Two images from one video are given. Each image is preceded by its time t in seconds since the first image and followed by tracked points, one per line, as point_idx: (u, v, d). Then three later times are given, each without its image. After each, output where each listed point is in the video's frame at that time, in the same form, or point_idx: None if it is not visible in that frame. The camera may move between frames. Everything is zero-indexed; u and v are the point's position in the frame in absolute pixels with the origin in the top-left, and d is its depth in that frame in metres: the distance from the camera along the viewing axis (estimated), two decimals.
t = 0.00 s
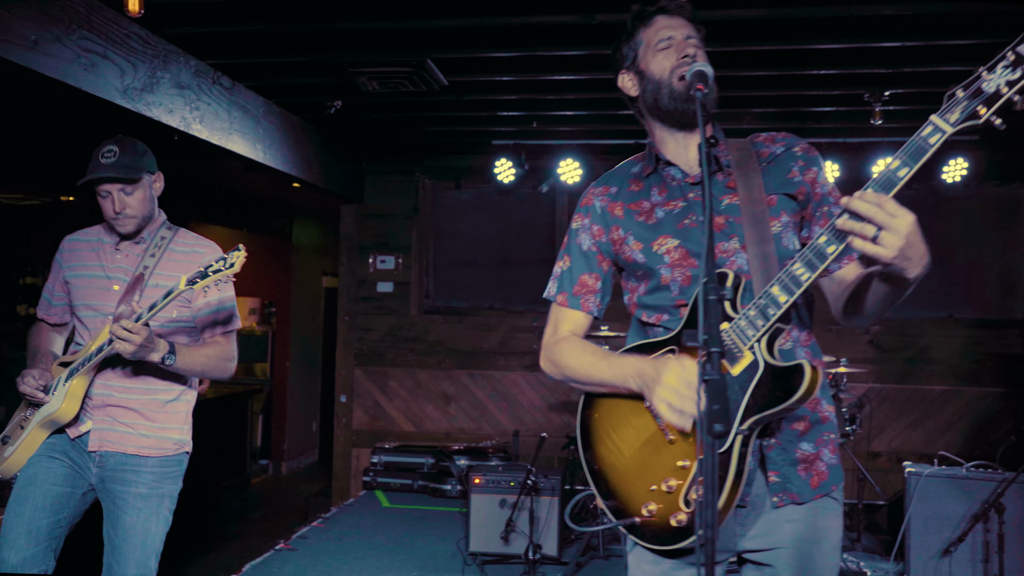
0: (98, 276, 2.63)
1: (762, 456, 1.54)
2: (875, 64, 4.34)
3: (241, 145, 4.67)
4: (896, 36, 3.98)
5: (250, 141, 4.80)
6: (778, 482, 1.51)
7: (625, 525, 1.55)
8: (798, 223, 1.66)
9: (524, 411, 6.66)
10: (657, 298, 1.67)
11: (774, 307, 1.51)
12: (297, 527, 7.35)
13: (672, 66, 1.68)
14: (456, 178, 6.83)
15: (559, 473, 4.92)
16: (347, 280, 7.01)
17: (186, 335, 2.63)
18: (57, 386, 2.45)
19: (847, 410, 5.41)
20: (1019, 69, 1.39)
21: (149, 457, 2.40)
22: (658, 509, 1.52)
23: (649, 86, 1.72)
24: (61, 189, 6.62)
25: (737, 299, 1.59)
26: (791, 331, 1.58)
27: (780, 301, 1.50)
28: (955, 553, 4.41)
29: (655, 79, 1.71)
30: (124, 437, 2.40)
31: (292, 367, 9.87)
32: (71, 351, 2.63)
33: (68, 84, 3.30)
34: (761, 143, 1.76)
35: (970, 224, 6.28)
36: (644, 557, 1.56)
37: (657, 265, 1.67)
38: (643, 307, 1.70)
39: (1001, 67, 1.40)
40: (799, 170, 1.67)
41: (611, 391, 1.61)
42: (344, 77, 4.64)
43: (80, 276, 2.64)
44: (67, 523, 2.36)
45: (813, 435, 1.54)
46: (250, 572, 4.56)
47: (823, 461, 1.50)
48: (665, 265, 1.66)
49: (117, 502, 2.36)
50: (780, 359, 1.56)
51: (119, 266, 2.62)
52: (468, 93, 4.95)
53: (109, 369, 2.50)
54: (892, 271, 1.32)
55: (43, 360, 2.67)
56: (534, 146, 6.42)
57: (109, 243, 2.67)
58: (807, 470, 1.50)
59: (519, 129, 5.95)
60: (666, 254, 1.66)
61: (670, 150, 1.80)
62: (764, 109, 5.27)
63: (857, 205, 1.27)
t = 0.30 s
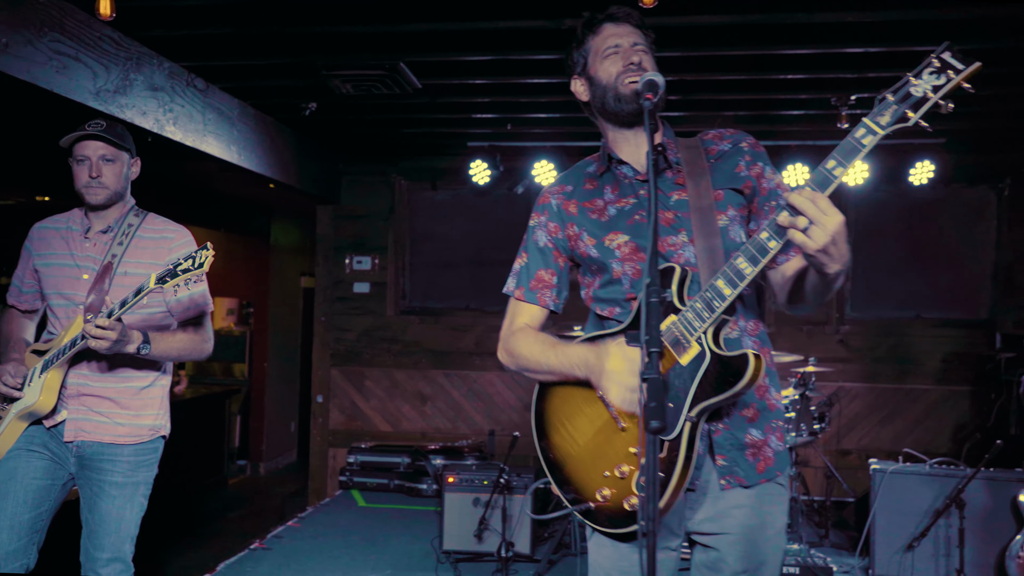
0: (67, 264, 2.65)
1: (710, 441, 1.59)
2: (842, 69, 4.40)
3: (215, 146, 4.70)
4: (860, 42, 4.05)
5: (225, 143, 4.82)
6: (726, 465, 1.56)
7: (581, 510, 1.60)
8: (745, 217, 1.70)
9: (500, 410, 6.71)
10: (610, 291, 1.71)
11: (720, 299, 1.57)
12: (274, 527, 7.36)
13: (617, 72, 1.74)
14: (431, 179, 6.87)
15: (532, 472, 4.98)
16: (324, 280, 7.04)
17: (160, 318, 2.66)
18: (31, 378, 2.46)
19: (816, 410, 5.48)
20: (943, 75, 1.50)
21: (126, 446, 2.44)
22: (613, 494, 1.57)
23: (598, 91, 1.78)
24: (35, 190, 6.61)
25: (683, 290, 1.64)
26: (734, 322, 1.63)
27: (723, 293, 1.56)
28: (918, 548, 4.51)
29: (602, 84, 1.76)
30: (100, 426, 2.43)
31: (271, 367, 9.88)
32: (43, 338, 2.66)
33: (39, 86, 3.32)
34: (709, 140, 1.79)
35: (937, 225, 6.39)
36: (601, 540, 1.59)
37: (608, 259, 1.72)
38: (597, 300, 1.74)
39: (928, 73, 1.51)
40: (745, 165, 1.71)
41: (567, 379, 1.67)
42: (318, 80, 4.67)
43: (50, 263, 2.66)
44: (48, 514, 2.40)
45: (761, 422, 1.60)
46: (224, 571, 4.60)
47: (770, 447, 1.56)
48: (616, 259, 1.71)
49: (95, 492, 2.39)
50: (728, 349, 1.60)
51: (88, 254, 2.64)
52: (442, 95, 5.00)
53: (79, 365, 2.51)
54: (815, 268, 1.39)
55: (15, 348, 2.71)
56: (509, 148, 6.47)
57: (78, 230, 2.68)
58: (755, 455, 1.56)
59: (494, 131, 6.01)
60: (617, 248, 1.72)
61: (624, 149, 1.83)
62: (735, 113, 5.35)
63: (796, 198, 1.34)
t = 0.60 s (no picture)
0: (49, 271, 2.67)
1: (666, 455, 1.64)
2: (811, 75, 4.47)
3: (192, 149, 4.73)
4: (828, 49, 4.12)
5: (202, 145, 4.86)
6: (681, 478, 1.61)
7: (534, 518, 1.67)
8: (699, 238, 1.75)
9: (477, 411, 6.77)
10: (568, 307, 1.77)
11: (674, 320, 1.63)
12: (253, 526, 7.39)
13: (578, 93, 1.82)
14: (409, 180, 6.92)
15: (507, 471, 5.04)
16: (302, 281, 7.07)
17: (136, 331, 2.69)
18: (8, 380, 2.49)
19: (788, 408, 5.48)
20: (889, 114, 1.70)
21: (99, 452, 2.47)
22: (565, 505, 1.64)
23: (560, 109, 1.86)
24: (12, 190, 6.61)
25: (641, 310, 1.69)
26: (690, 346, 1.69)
27: (678, 315, 1.63)
28: (883, 544, 4.61)
29: (565, 104, 1.84)
30: (73, 431, 2.46)
31: (251, 367, 9.88)
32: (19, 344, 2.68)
33: (14, 90, 3.34)
34: (667, 159, 1.84)
35: (907, 228, 6.50)
36: (556, 549, 1.66)
37: (568, 277, 1.78)
38: (557, 316, 1.80)
39: (875, 112, 1.70)
40: (701, 187, 1.76)
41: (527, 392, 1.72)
42: (294, 83, 4.71)
43: (32, 270, 2.69)
44: (20, 518, 2.46)
45: (714, 434, 1.65)
46: (201, 570, 4.63)
47: (724, 458, 1.62)
48: (576, 277, 1.77)
49: (66, 497, 2.43)
50: (680, 366, 1.67)
51: (72, 262, 2.67)
52: (418, 99, 5.05)
53: (62, 365, 2.56)
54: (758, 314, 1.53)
55: None
56: (486, 151, 6.53)
57: (62, 238, 2.72)
58: (709, 467, 1.61)
59: (472, 134, 6.06)
60: (578, 267, 1.77)
61: (582, 167, 1.89)
62: (708, 116, 5.43)
63: (729, 253, 1.49)
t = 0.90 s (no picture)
0: (32, 286, 2.68)
1: (631, 442, 1.65)
2: (787, 81, 4.54)
3: (175, 150, 4.75)
4: (805, 55, 4.19)
5: (184, 147, 4.88)
6: (644, 464, 1.63)
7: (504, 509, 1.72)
8: (665, 231, 1.77)
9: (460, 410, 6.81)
10: (534, 296, 1.78)
11: (638, 312, 1.66)
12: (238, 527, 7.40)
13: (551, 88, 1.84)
14: (393, 181, 6.96)
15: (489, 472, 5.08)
16: (286, 282, 7.10)
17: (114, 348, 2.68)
18: None
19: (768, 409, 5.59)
20: (844, 115, 1.79)
21: (75, 464, 2.52)
22: (533, 493, 1.69)
23: (533, 104, 1.90)
24: None
25: (604, 300, 1.73)
26: (651, 333, 1.71)
27: (643, 307, 1.66)
28: (858, 542, 4.69)
29: (539, 99, 1.87)
30: (49, 442, 2.50)
31: (236, 367, 9.89)
32: None
33: None
34: (635, 153, 1.86)
35: (885, 229, 6.58)
36: (527, 536, 1.67)
37: (534, 266, 1.80)
38: (523, 305, 1.81)
39: (831, 114, 1.79)
40: (669, 181, 1.78)
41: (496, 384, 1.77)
42: (275, 86, 4.74)
43: (15, 286, 2.70)
44: None
45: (677, 423, 1.66)
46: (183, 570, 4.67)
47: (686, 447, 1.63)
48: (542, 266, 1.79)
49: (42, 507, 2.48)
50: (644, 355, 1.69)
51: (55, 277, 2.69)
52: (400, 102, 5.09)
53: (48, 367, 2.57)
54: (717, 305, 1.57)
55: None
56: (469, 152, 6.57)
57: (45, 255, 2.74)
58: (672, 455, 1.62)
59: (455, 136, 6.10)
60: (544, 256, 1.80)
61: (553, 161, 1.93)
62: (688, 120, 5.50)
63: (694, 248, 1.52)
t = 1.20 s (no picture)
0: (11, 284, 2.67)
1: (592, 455, 1.70)
2: (772, 82, 4.56)
3: (159, 151, 4.75)
4: (789, 56, 4.21)
5: (169, 147, 4.88)
6: (608, 477, 1.67)
7: (457, 513, 1.77)
8: (629, 255, 1.82)
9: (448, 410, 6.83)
10: (503, 312, 1.82)
11: (600, 337, 1.72)
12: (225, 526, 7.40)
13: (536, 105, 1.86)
14: (381, 182, 6.97)
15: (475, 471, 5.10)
16: (274, 282, 7.10)
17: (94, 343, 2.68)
18: None
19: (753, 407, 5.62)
20: (813, 165, 1.94)
21: (56, 461, 2.52)
22: (485, 500, 1.74)
23: (514, 117, 1.90)
24: None
25: (570, 322, 1.77)
26: (616, 357, 1.78)
27: (605, 333, 1.72)
28: (841, 541, 4.71)
29: (521, 112, 1.88)
30: (30, 440, 2.50)
31: (226, 367, 9.89)
32: None
33: None
34: (604, 176, 1.89)
35: (870, 230, 6.62)
36: (487, 543, 1.71)
37: (503, 286, 1.83)
38: (491, 319, 1.85)
39: (801, 162, 1.94)
40: (635, 208, 1.82)
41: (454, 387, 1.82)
42: (260, 87, 4.75)
43: None
44: None
45: (636, 434, 1.72)
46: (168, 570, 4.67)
47: (645, 457, 1.68)
48: (511, 286, 1.82)
49: (24, 503, 2.50)
50: (605, 376, 1.76)
51: (34, 274, 2.68)
52: (386, 103, 5.10)
53: (20, 365, 2.53)
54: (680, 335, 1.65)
55: None
56: (456, 153, 6.59)
57: (23, 252, 2.71)
58: (632, 465, 1.67)
59: (442, 137, 6.12)
60: (514, 276, 1.82)
61: (523, 174, 1.95)
62: (674, 120, 5.53)
63: (658, 283, 1.60)
